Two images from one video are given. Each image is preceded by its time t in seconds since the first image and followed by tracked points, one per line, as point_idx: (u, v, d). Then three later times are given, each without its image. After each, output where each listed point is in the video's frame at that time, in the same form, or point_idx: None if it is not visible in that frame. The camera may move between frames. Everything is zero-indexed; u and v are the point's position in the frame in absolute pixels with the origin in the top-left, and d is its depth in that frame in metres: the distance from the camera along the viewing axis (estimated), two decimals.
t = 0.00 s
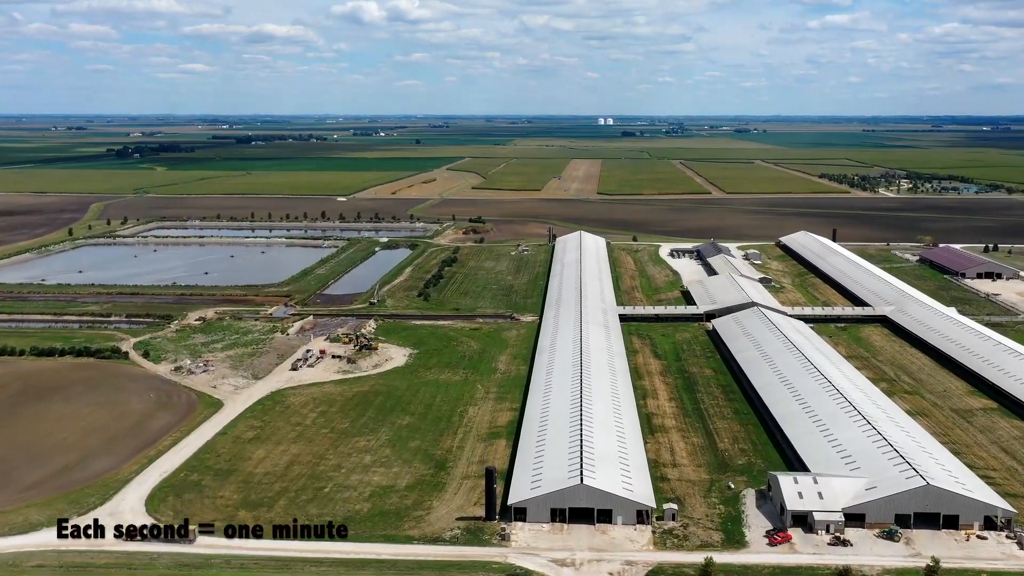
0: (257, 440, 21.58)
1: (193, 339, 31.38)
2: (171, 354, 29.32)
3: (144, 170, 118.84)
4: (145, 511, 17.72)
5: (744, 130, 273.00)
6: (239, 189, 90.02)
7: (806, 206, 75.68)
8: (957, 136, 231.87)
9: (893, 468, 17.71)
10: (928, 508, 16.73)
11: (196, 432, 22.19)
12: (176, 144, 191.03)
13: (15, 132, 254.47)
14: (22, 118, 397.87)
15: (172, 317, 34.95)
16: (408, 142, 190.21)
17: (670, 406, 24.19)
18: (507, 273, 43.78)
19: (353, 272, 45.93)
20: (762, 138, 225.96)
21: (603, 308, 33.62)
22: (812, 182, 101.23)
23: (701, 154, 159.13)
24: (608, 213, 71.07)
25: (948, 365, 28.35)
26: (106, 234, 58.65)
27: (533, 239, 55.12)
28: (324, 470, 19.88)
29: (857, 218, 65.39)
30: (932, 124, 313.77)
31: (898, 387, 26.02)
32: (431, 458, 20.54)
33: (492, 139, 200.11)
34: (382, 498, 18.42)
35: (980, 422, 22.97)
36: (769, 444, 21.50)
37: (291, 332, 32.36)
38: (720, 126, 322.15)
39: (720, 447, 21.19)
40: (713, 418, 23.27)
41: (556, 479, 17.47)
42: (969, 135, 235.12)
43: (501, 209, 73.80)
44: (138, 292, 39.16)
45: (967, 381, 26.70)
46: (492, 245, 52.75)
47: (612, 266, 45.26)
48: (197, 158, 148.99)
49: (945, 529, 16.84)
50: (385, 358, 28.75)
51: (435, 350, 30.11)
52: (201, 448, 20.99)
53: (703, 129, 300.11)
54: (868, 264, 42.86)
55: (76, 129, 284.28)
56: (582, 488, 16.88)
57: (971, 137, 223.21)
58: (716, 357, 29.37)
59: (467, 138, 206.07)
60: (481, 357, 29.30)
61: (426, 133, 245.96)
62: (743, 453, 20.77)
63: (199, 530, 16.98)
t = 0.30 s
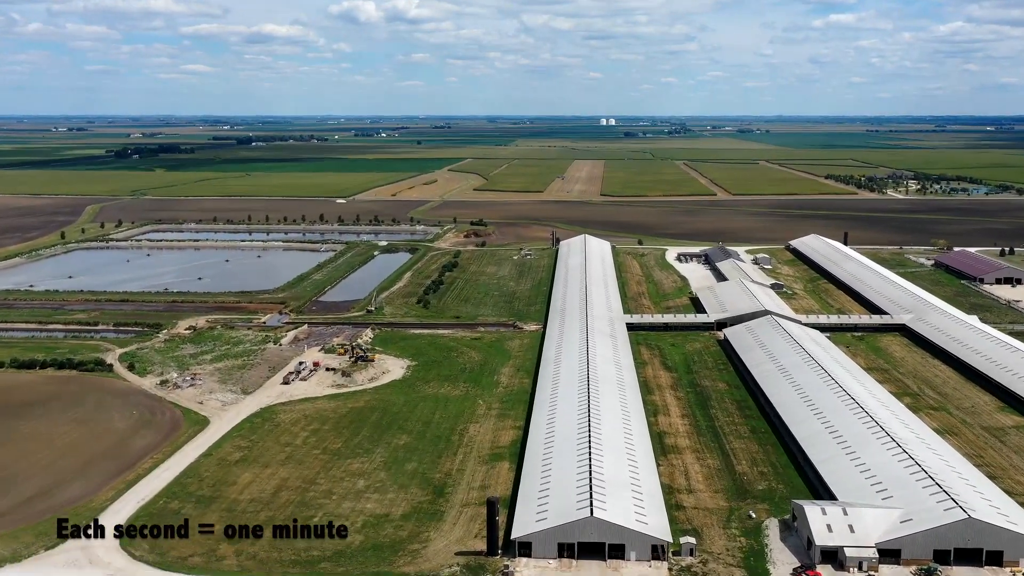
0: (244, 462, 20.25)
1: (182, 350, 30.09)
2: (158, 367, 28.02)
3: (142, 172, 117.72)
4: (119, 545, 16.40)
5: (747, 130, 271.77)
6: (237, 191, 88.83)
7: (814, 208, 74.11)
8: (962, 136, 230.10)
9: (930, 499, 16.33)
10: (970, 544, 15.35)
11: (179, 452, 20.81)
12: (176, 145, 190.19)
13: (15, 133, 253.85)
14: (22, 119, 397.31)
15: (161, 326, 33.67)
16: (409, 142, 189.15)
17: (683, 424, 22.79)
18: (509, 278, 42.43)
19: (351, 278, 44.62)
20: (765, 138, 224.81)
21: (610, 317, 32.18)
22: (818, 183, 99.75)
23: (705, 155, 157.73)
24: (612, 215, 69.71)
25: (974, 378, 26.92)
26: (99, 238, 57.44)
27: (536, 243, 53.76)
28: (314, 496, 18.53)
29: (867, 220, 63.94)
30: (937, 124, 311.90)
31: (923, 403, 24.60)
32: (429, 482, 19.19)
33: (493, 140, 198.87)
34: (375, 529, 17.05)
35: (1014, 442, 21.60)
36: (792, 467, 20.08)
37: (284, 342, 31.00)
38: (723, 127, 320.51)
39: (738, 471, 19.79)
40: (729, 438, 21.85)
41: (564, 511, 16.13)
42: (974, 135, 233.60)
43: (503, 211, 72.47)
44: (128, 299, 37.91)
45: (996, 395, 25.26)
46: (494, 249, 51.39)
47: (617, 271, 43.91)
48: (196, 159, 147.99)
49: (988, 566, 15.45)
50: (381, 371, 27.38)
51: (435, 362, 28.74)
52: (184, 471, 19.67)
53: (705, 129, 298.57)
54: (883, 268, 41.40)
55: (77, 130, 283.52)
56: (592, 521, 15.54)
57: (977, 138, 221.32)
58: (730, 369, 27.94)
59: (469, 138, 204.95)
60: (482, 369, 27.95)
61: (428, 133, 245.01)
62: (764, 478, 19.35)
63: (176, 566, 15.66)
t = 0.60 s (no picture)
0: (230, 484, 19.09)
1: (170, 360, 28.94)
2: (144, 378, 26.87)
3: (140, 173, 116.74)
4: None
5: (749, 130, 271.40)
6: (236, 192, 87.80)
7: (821, 210, 72.85)
8: (967, 137, 228.74)
9: (968, 532, 15.15)
10: None
11: (162, 475, 19.65)
12: (176, 146, 189.54)
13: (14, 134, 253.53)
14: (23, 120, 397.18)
15: (151, 334, 32.55)
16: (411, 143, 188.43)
17: (696, 442, 21.56)
18: (511, 284, 41.23)
19: (348, 283, 43.45)
20: (767, 140, 223.53)
21: (616, 326, 30.95)
22: (824, 184, 98.39)
23: (708, 155, 156.45)
24: (616, 217, 68.49)
25: (999, 391, 25.64)
26: (93, 241, 56.32)
27: (539, 246, 52.57)
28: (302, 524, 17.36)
29: (876, 223, 62.64)
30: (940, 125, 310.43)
31: (948, 419, 23.33)
32: (426, 508, 17.99)
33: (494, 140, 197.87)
34: (367, 562, 15.87)
35: None
36: (814, 491, 18.85)
37: (277, 352, 29.82)
38: (725, 127, 319.22)
39: (756, 496, 18.56)
40: (745, 458, 20.61)
41: (572, 545, 14.99)
42: (979, 136, 232.21)
43: (505, 213, 71.27)
44: (118, 306, 36.80)
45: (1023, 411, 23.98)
46: (496, 253, 50.21)
47: (622, 276, 42.71)
48: (196, 160, 147.11)
49: None
50: (378, 384, 26.17)
51: (434, 374, 27.54)
52: (165, 496, 18.52)
53: (707, 130, 297.19)
54: (897, 274, 40.10)
55: (77, 131, 282.48)
56: (601, 556, 14.41)
57: (981, 138, 219.99)
58: (743, 381, 26.67)
59: (470, 139, 203.72)
60: (483, 381, 26.74)
61: (429, 134, 244.12)
62: (785, 504, 18.12)
63: None
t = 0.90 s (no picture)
0: (211, 514, 17.81)
1: (156, 372, 27.67)
2: (128, 392, 25.59)
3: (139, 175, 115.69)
4: None
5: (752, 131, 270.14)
6: (235, 194, 86.58)
7: (831, 213, 71.28)
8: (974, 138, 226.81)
9: None
10: None
11: (140, 501, 18.45)
12: (178, 146, 188.58)
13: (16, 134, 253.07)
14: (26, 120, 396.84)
15: (138, 344, 31.32)
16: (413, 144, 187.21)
17: (711, 465, 20.19)
18: (514, 290, 39.89)
19: (345, 289, 42.14)
20: (770, 141, 221.89)
21: (623, 336, 29.58)
22: (832, 186, 96.87)
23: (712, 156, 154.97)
24: (620, 220, 67.14)
25: None
26: (87, 245, 55.15)
27: (542, 251, 51.24)
28: (286, 560, 16.04)
29: (888, 226, 61.17)
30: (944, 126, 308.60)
31: (977, 440, 21.91)
32: (421, 540, 16.69)
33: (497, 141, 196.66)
34: None
35: None
36: (841, 522, 17.48)
37: (269, 365, 28.48)
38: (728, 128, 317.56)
39: (778, 526, 17.21)
40: (764, 483, 19.21)
41: None
42: (985, 138, 230.41)
43: (507, 216, 69.93)
44: (107, 313, 35.59)
45: None
46: (498, 257, 48.87)
47: (629, 282, 41.37)
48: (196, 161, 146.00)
49: None
50: (373, 400, 24.81)
51: (432, 388, 26.18)
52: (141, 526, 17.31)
53: (710, 131, 295.62)
54: (913, 281, 38.63)
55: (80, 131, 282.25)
56: None
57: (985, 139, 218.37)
58: (758, 396, 25.25)
59: (472, 141, 202.33)
60: (484, 396, 25.37)
61: (432, 134, 243.55)
62: (810, 536, 16.78)
63: None
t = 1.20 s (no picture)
0: (192, 542, 16.68)
1: (143, 383, 26.54)
2: (111, 405, 24.47)
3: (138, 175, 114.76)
4: None
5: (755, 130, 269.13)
6: (233, 194, 85.51)
7: (838, 214, 70.01)
8: (979, 138, 225.02)
9: None
10: None
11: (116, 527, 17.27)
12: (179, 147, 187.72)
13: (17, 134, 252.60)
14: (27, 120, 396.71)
15: (127, 352, 30.23)
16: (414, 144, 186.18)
17: (727, 487, 18.96)
18: (516, 295, 38.72)
19: (342, 294, 41.00)
20: (773, 141, 220.71)
21: (629, 345, 28.35)
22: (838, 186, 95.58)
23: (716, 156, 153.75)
24: (624, 222, 65.98)
25: None
26: (80, 247, 54.03)
27: (545, 253, 50.07)
28: None
29: (897, 228, 59.90)
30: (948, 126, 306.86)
31: (1006, 458, 20.67)
32: (417, 572, 15.55)
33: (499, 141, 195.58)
34: None
35: None
36: (868, 552, 16.28)
37: (260, 375, 27.30)
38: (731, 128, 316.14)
39: (800, 556, 16.03)
40: (783, 507, 18.00)
41: None
42: (990, 138, 228.58)
43: (509, 217, 68.80)
44: (96, 319, 34.52)
45: None
46: (499, 260, 47.71)
47: (634, 286, 40.19)
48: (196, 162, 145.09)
49: None
50: (369, 413, 23.64)
51: (430, 400, 25.01)
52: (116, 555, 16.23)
53: (713, 131, 294.25)
54: (928, 285, 37.36)
55: (80, 131, 281.19)
56: None
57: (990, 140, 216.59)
58: (773, 409, 23.98)
59: (474, 140, 201.14)
60: (485, 409, 24.16)
61: (433, 134, 241.92)
62: (836, 568, 15.63)
63: None
